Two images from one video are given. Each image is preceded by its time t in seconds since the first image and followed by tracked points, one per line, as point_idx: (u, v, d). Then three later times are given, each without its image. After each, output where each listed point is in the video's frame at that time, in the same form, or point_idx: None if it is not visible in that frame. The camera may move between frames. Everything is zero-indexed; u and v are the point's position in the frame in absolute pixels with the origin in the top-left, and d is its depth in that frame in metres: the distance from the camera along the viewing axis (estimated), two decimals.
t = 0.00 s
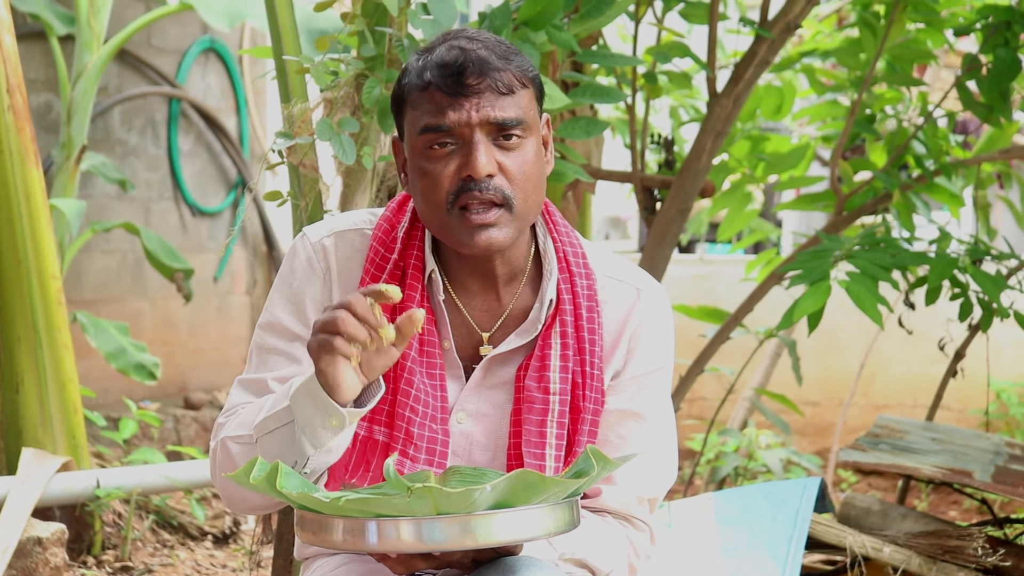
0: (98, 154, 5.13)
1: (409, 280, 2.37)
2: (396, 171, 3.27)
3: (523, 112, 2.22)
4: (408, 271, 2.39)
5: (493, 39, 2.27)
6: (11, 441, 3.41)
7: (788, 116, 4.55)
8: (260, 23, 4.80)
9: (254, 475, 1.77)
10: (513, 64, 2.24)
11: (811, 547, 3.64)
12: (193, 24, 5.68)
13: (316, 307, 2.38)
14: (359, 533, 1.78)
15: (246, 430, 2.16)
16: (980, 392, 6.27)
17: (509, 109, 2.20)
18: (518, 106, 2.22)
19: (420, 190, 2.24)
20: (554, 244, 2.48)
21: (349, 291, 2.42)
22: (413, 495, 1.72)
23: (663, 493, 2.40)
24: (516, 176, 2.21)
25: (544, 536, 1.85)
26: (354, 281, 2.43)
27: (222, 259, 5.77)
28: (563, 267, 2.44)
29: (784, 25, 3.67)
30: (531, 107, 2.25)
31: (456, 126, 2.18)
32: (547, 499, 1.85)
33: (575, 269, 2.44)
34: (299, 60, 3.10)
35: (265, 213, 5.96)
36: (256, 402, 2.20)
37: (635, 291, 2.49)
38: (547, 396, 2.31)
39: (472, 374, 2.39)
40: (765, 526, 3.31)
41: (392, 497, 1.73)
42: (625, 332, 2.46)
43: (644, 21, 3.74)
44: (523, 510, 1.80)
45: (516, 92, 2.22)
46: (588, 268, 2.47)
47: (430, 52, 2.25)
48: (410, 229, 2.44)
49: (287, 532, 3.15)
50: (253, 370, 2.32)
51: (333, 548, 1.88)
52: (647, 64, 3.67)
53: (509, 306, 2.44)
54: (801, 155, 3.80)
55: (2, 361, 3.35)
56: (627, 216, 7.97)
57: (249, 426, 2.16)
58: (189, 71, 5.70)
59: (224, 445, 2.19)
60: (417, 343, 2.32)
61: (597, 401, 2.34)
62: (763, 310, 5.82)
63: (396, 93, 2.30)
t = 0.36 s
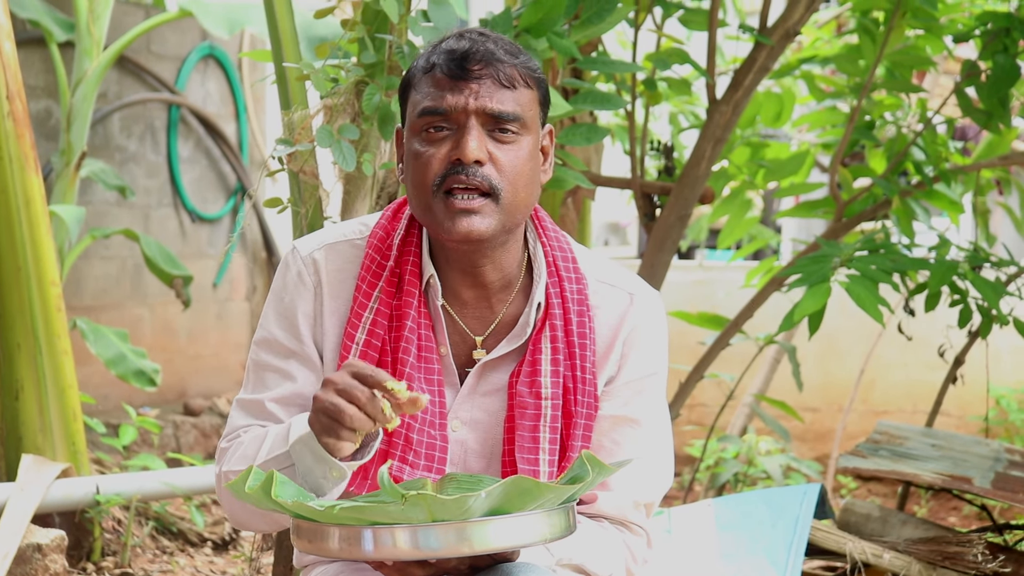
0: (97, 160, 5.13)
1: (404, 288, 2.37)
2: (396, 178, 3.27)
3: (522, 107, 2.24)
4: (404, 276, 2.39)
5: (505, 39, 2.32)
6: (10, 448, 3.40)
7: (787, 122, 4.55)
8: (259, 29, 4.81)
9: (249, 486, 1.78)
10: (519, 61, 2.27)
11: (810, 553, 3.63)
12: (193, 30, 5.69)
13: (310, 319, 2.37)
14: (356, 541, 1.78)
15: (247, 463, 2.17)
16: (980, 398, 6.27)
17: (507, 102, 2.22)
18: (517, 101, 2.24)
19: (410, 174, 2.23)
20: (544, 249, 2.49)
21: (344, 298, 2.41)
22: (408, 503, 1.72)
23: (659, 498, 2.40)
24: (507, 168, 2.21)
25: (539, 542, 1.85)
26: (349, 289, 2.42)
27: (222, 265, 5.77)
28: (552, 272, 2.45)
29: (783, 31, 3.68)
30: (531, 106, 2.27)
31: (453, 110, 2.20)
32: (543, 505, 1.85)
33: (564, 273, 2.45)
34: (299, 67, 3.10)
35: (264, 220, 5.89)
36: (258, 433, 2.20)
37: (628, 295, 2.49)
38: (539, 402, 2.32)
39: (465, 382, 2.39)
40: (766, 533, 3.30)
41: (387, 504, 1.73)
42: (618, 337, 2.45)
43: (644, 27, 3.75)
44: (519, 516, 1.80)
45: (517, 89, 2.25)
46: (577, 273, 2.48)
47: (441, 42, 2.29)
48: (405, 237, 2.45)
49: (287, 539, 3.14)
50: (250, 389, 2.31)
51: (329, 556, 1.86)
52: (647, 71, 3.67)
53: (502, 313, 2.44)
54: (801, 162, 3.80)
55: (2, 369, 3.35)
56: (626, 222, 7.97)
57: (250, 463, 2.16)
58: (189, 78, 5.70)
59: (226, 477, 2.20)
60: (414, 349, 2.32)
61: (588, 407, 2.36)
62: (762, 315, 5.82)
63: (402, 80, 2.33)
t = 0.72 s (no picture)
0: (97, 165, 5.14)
1: (395, 292, 2.37)
2: (396, 183, 3.27)
3: (535, 116, 2.24)
4: (394, 279, 2.39)
5: (517, 46, 2.31)
6: (10, 452, 3.40)
7: (787, 127, 4.55)
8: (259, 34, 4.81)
9: (252, 487, 1.78)
10: (533, 69, 2.27)
11: (810, 558, 3.62)
12: (193, 35, 5.69)
13: (303, 323, 2.37)
14: (358, 545, 1.77)
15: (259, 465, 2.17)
16: (980, 403, 6.27)
17: (522, 110, 2.22)
18: (531, 109, 2.24)
19: (421, 180, 2.22)
20: (535, 253, 2.49)
21: (335, 302, 2.40)
22: (410, 508, 1.73)
23: (657, 504, 2.40)
24: (520, 177, 2.21)
25: (541, 549, 1.85)
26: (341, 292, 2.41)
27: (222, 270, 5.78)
28: (543, 276, 2.45)
29: (783, 36, 3.69)
30: (543, 114, 2.27)
31: (468, 118, 2.19)
32: (545, 512, 1.85)
33: (555, 277, 2.45)
34: (298, 71, 3.11)
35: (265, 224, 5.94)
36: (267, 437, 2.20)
37: (619, 301, 2.49)
38: (531, 406, 2.32)
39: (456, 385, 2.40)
40: (766, 538, 3.30)
41: (390, 509, 1.73)
42: (610, 342, 2.45)
43: (643, 32, 3.75)
44: (521, 522, 1.80)
45: (531, 97, 2.25)
46: (568, 277, 2.48)
47: (454, 48, 2.28)
48: (395, 240, 2.44)
49: (287, 544, 3.15)
50: (251, 397, 2.31)
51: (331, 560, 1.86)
52: (646, 75, 3.68)
53: (493, 316, 2.44)
54: (800, 166, 3.80)
55: (2, 373, 3.35)
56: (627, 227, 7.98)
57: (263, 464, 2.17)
58: (189, 83, 5.70)
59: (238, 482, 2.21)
60: (404, 353, 2.32)
61: (580, 411, 2.36)
62: (762, 320, 5.83)
63: (412, 83, 2.31)
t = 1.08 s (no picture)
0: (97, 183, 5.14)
1: (398, 311, 2.37)
2: (395, 202, 3.27)
3: (552, 139, 2.24)
4: (397, 299, 2.39)
5: (539, 68, 2.31)
6: (10, 471, 3.40)
7: (786, 144, 4.56)
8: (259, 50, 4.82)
9: (251, 509, 1.78)
10: (553, 93, 2.27)
11: None
12: (192, 53, 5.70)
13: (305, 342, 2.37)
14: (357, 565, 1.76)
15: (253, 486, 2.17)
16: (980, 419, 6.27)
17: (539, 132, 2.22)
18: (548, 133, 2.24)
19: (433, 194, 2.22)
20: (539, 271, 2.50)
21: (338, 321, 2.41)
22: (412, 525, 1.72)
23: (655, 521, 2.40)
24: (533, 198, 2.21)
25: (541, 567, 1.82)
26: (343, 311, 2.42)
27: (222, 287, 5.78)
28: (546, 293, 2.46)
29: (781, 53, 3.69)
30: (559, 137, 2.28)
31: (487, 136, 2.19)
32: (545, 528, 1.84)
33: (558, 295, 2.46)
34: (298, 90, 3.11)
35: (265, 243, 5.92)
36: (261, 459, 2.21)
37: (622, 318, 2.49)
38: (532, 423, 2.32)
39: (459, 404, 2.40)
40: (766, 556, 3.30)
41: (391, 526, 1.72)
42: (612, 360, 2.46)
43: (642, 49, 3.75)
44: (522, 538, 1.78)
45: (549, 120, 2.25)
46: (571, 295, 2.49)
47: (477, 64, 2.28)
48: (398, 260, 2.45)
49: (287, 563, 3.15)
50: (251, 416, 2.31)
51: None
52: (645, 92, 3.68)
53: (496, 335, 2.44)
54: (800, 183, 3.80)
55: (3, 392, 3.35)
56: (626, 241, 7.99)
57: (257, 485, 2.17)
58: (189, 100, 5.71)
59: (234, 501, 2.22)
60: (405, 373, 2.33)
61: (582, 429, 2.35)
62: (762, 337, 5.83)
63: (430, 95, 2.31)
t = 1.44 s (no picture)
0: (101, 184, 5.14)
1: (404, 313, 2.37)
2: (399, 204, 3.27)
3: (551, 144, 2.23)
4: (404, 300, 2.40)
5: (540, 71, 2.29)
6: (12, 471, 3.40)
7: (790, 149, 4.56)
8: (262, 52, 4.82)
9: (256, 504, 1.80)
10: (554, 98, 2.25)
11: None
12: (196, 54, 5.68)
13: (311, 343, 2.37)
14: (360, 564, 1.75)
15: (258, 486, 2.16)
16: (982, 425, 6.27)
17: (538, 137, 2.21)
18: (548, 138, 2.23)
19: (432, 195, 2.22)
20: (545, 274, 2.51)
21: (344, 322, 2.41)
22: (416, 525, 1.72)
23: (657, 525, 2.39)
24: (530, 202, 2.21)
25: (543, 571, 1.81)
26: (349, 312, 2.42)
27: (224, 288, 5.78)
28: (552, 296, 2.47)
29: (786, 58, 3.69)
30: (559, 142, 2.27)
31: (486, 141, 2.18)
32: (548, 532, 1.83)
33: (564, 298, 2.47)
34: (302, 92, 3.12)
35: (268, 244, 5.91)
36: (267, 460, 2.20)
37: (627, 322, 2.50)
38: (536, 424, 2.32)
39: (464, 405, 2.40)
40: (767, 560, 3.30)
41: (395, 526, 1.73)
42: (616, 363, 2.47)
43: (646, 53, 3.75)
44: (525, 540, 1.78)
45: (549, 125, 2.23)
46: (577, 298, 2.49)
47: (479, 67, 2.26)
48: (405, 262, 2.45)
49: (288, 565, 3.15)
50: (255, 416, 2.30)
51: None
52: (649, 96, 3.68)
53: (501, 337, 2.44)
54: (804, 187, 3.80)
55: (4, 393, 3.35)
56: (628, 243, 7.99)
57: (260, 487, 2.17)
58: (191, 102, 5.71)
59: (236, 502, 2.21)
60: (411, 374, 2.32)
61: (586, 431, 2.35)
62: (765, 341, 5.84)
63: (433, 95, 2.30)
